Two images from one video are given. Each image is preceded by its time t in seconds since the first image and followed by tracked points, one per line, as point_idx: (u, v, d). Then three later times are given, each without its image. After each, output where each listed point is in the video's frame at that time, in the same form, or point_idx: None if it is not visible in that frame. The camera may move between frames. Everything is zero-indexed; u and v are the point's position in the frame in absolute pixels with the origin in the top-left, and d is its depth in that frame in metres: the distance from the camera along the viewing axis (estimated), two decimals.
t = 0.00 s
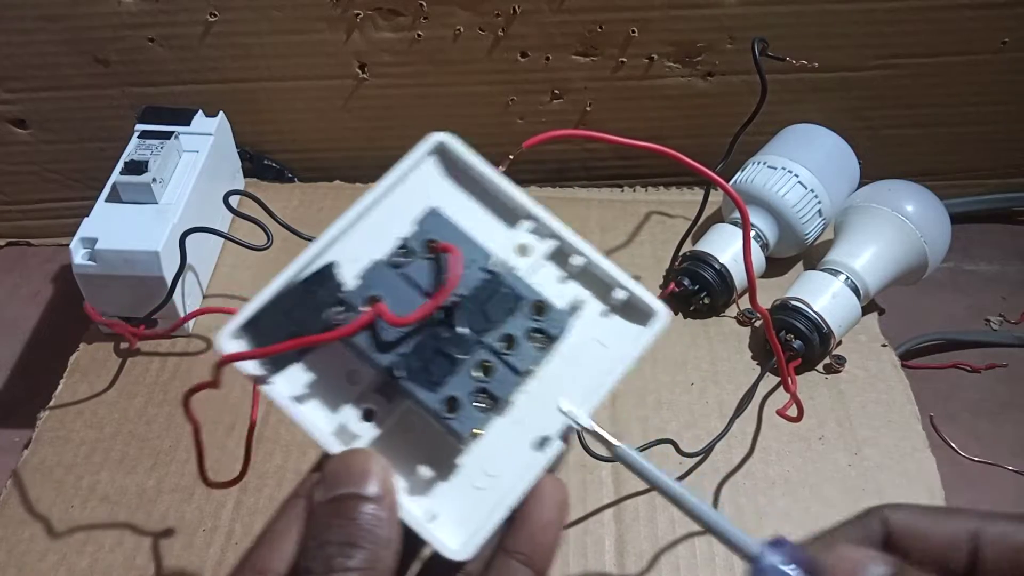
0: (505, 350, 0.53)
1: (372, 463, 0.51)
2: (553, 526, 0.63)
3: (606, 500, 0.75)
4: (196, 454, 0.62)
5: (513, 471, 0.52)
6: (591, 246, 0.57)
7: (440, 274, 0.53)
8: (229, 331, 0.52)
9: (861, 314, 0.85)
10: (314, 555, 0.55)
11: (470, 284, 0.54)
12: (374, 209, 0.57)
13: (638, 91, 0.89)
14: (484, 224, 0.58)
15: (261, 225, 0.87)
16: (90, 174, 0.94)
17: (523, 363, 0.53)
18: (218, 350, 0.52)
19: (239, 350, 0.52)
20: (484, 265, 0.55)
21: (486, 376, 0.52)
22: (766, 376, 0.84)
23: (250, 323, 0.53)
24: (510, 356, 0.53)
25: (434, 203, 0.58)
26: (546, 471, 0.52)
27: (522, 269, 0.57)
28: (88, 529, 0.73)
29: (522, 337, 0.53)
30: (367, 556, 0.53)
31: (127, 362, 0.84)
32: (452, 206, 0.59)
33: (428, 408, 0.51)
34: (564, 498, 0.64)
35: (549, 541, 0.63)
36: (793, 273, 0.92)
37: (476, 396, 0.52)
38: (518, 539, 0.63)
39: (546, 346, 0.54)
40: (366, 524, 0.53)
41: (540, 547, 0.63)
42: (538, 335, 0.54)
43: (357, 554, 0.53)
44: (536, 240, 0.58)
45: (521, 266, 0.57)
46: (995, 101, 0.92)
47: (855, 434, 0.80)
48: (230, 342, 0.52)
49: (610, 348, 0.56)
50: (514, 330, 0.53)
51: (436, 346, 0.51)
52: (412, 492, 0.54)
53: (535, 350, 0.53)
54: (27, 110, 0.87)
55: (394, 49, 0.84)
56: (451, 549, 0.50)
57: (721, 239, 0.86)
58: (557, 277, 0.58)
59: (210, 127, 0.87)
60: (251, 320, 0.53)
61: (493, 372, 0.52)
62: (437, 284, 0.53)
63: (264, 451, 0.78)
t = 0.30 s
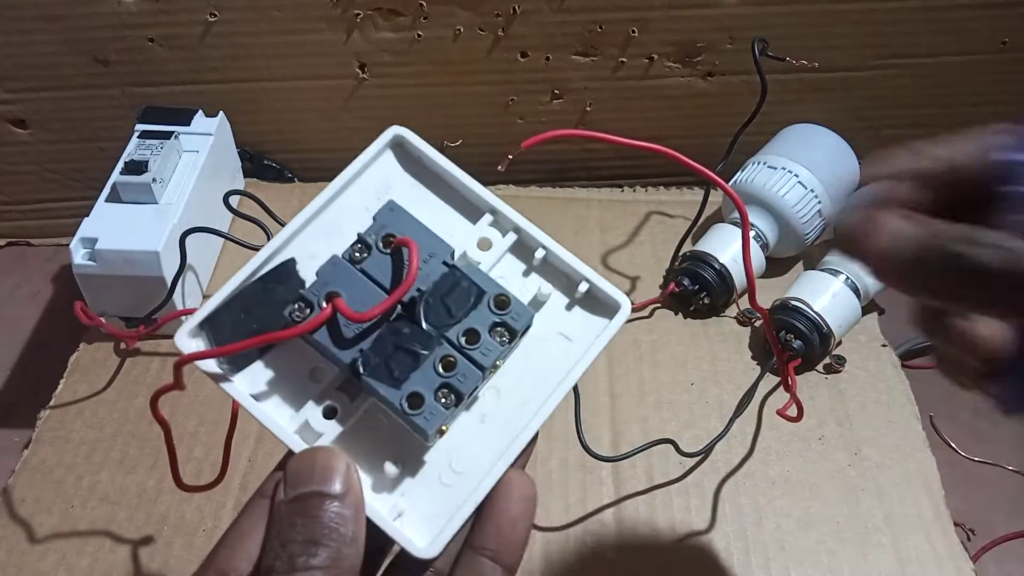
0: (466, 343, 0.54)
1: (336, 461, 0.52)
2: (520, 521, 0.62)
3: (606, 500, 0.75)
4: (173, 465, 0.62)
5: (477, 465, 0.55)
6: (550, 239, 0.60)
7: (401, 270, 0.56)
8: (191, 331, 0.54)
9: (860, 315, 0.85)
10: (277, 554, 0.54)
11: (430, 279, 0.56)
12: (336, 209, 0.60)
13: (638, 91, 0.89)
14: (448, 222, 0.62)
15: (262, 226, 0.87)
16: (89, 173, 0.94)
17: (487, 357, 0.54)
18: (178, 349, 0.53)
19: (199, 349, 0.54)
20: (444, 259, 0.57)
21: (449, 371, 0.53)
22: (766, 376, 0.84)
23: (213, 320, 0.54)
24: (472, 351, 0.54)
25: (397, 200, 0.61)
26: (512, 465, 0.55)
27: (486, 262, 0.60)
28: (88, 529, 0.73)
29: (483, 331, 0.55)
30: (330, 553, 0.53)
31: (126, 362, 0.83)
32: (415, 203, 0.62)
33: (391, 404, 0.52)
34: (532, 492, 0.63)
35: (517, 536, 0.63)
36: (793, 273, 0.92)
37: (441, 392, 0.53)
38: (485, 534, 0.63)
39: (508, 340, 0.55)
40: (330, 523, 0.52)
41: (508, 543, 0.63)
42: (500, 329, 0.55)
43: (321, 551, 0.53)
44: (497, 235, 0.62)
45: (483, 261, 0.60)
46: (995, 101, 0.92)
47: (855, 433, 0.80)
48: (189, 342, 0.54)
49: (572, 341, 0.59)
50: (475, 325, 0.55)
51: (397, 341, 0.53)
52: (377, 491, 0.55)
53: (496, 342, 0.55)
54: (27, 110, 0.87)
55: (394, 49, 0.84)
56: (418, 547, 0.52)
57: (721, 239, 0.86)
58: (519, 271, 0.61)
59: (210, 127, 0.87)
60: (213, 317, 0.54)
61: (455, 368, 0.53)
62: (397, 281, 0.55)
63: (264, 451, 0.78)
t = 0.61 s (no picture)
0: (484, 366, 0.55)
1: (350, 472, 0.52)
2: (526, 546, 0.62)
3: (606, 500, 0.75)
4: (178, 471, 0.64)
5: (488, 490, 0.54)
6: (571, 274, 0.61)
7: (426, 294, 0.57)
8: (218, 338, 0.56)
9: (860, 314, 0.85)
10: (284, 559, 0.54)
11: (453, 302, 0.57)
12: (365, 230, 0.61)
13: (638, 91, 0.89)
14: (472, 249, 0.62)
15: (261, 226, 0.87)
16: (89, 173, 0.94)
17: (503, 381, 0.55)
18: (202, 354, 0.55)
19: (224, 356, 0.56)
20: (467, 284, 0.58)
21: (466, 393, 0.54)
22: (766, 376, 0.84)
23: (239, 330, 0.56)
24: (490, 374, 0.55)
25: (425, 225, 0.62)
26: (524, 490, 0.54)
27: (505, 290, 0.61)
28: (87, 528, 0.73)
29: (501, 356, 0.56)
30: (339, 559, 0.53)
31: (126, 362, 0.83)
32: (441, 230, 0.63)
33: (408, 420, 0.53)
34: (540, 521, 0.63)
35: (524, 562, 0.62)
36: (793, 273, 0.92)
37: (456, 413, 0.54)
38: (491, 557, 0.62)
39: (525, 367, 0.56)
40: (339, 532, 0.53)
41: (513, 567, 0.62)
42: (517, 355, 0.56)
43: (330, 557, 0.53)
44: (520, 266, 0.62)
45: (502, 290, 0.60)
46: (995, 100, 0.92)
47: (855, 433, 0.80)
48: (214, 348, 0.55)
49: (587, 373, 0.59)
50: (494, 349, 0.56)
51: (418, 360, 0.54)
52: (389, 505, 0.55)
53: (513, 368, 0.56)
54: (27, 110, 0.87)
55: (394, 49, 0.84)
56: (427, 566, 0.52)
57: (721, 238, 0.86)
58: (540, 302, 0.61)
59: (210, 127, 0.87)
60: (239, 326, 0.56)
61: (473, 390, 0.54)
62: (421, 303, 0.56)
63: (264, 451, 0.78)
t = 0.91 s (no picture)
0: (517, 389, 0.55)
1: (375, 480, 0.53)
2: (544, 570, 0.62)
3: (606, 500, 0.75)
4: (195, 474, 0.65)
5: (510, 511, 0.55)
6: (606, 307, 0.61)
7: (465, 313, 0.58)
8: (260, 338, 0.58)
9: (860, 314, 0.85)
10: (303, 559, 0.53)
11: (491, 324, 0.58)
12: (411, 253, 0.64)
13: (638, 91, 0.89)
14: (513, 277, 0.64)
15: (261, 226, 0.87)
16: (89, 173, 0.94)
17: (535, 405, 0.55)
18: (243, 352, 0.57)
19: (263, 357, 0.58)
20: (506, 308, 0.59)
21: (496, 413, 0.54)
22: (766, 376, 0.84)
23: (280, 333, 0.59)
24: (522, 397, 0.55)
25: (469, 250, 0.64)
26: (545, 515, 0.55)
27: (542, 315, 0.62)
28: (87, 528, 0.73)
29: (534, 380, 0.56)
30: (357, 562, 0.52)
31: (126, 362, 0.83)
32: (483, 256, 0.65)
33: (437, 434, 0.53)
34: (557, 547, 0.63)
35: None
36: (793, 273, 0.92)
37: (486, 431, 0.54)
38: None
39: (556, 393, 0.56)
40: (360, 537, 0.52)
41: None
42: (550, 381, 0.56)
43: (349, 559, 0.52)
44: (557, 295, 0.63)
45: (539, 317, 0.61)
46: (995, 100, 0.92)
47: (855, 433, 0.80)
48: (255, 349, 0.58)
49: (616, 407, 0.59)
50: (528, 372, 0.56)
51: (452, 376, 0.55)
52: (412, 518, 0.55)
53: (546, 394, 0.56)
54: (27, 110, 0.87)
55: (394, 49, 0.84)
56: None
57: (721, 237, 0.85)
58: (576, 332, 0.62)
59: (210, 127, 0.87)
60: (282, 329, 0.59)
61: (503, 411, 0.55)
62: (459, 321, 0.58)
63: (264, 451, 0.78)
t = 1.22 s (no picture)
0: (507, 403, 0.56)
1: (357, 483, 0.54)
2: None
3: (606, 500, 0.75)
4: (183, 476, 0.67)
5: (493, 526, 0.55)
6: (603, 331, 0.62)
7: (459, 326, 0.59)
8: (257, 339, 0.60)
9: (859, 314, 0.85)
10: (281, 556, 0.54)
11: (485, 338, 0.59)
12: (413, 264, 0.65)
13: (638, 92, 0.90)
14: (512, 294, 0.65)
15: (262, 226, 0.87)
16: (90, 173, 0.94)
17: (523, 420, 0.56)
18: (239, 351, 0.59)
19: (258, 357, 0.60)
20: (501, 323, 0.60)
21: (485, 425, 0.55)
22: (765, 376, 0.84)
23: (276, 335, 0.60)
24: (511, 411, 0.56)
25: (470, 265, 0.65)
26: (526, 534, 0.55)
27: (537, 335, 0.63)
28: (88, 529, 0.73)
29: (524, 395, 0.57)
30: (334, 561, 0.53)
31: (127, 362, 0.83)
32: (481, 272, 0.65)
33: (424, 442, 0.54)
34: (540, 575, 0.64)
35: None
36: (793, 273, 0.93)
37: (473, 442, 0.55)
38: None
39: (547, 409, 0.57)
40: (338, 539, 0.53)
41: None
42: (541, 398, 0.57)
43: (325, 557, 0.53)
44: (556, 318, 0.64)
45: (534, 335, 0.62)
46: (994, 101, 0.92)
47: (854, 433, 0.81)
48: (250, 349, 0.60)
49: (607, 433, 0.59)
50: (520, 386, 0.57)
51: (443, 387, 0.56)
52: (394, 525, 0.56)
53: (535, 410, 0.56)
54: (27, 110, 0.87)
55: (395, 50, 0.85)
56: None
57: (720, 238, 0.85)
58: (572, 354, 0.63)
59: (211, 128, 0.87)
60: (278, 332, 0.60)
61: (491, 423, 0.55)
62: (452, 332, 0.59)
63: (265, 451, 0.78)
